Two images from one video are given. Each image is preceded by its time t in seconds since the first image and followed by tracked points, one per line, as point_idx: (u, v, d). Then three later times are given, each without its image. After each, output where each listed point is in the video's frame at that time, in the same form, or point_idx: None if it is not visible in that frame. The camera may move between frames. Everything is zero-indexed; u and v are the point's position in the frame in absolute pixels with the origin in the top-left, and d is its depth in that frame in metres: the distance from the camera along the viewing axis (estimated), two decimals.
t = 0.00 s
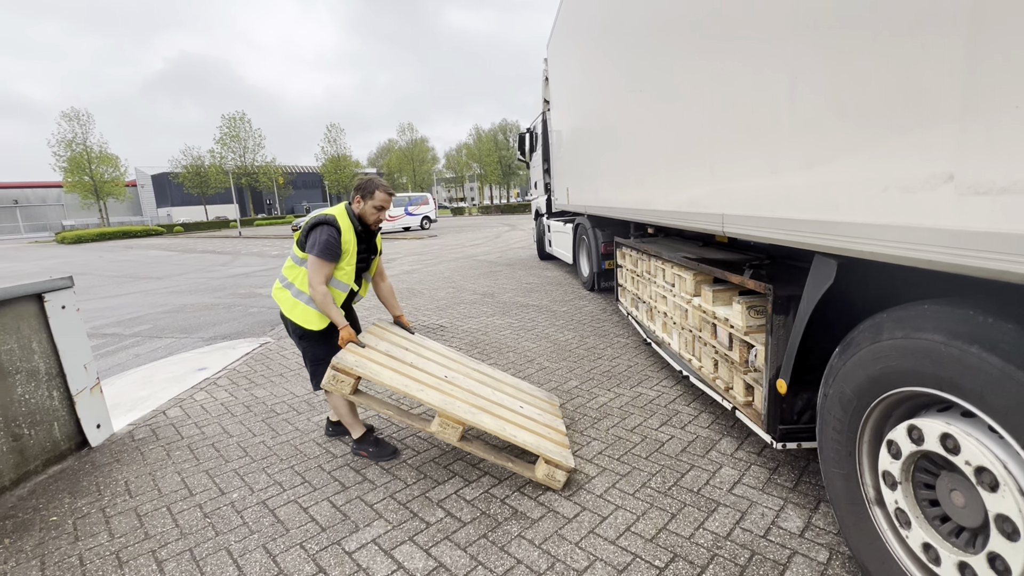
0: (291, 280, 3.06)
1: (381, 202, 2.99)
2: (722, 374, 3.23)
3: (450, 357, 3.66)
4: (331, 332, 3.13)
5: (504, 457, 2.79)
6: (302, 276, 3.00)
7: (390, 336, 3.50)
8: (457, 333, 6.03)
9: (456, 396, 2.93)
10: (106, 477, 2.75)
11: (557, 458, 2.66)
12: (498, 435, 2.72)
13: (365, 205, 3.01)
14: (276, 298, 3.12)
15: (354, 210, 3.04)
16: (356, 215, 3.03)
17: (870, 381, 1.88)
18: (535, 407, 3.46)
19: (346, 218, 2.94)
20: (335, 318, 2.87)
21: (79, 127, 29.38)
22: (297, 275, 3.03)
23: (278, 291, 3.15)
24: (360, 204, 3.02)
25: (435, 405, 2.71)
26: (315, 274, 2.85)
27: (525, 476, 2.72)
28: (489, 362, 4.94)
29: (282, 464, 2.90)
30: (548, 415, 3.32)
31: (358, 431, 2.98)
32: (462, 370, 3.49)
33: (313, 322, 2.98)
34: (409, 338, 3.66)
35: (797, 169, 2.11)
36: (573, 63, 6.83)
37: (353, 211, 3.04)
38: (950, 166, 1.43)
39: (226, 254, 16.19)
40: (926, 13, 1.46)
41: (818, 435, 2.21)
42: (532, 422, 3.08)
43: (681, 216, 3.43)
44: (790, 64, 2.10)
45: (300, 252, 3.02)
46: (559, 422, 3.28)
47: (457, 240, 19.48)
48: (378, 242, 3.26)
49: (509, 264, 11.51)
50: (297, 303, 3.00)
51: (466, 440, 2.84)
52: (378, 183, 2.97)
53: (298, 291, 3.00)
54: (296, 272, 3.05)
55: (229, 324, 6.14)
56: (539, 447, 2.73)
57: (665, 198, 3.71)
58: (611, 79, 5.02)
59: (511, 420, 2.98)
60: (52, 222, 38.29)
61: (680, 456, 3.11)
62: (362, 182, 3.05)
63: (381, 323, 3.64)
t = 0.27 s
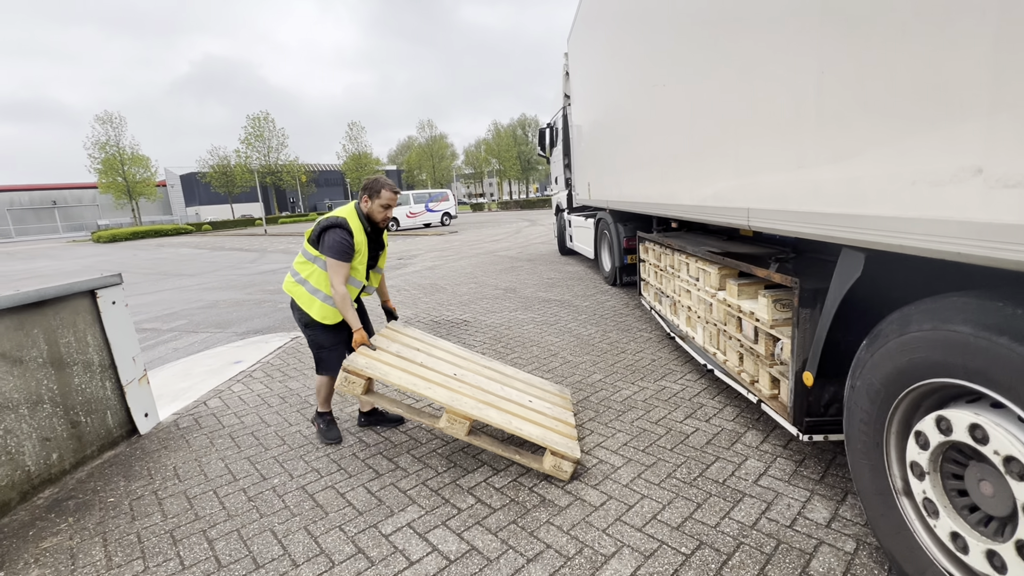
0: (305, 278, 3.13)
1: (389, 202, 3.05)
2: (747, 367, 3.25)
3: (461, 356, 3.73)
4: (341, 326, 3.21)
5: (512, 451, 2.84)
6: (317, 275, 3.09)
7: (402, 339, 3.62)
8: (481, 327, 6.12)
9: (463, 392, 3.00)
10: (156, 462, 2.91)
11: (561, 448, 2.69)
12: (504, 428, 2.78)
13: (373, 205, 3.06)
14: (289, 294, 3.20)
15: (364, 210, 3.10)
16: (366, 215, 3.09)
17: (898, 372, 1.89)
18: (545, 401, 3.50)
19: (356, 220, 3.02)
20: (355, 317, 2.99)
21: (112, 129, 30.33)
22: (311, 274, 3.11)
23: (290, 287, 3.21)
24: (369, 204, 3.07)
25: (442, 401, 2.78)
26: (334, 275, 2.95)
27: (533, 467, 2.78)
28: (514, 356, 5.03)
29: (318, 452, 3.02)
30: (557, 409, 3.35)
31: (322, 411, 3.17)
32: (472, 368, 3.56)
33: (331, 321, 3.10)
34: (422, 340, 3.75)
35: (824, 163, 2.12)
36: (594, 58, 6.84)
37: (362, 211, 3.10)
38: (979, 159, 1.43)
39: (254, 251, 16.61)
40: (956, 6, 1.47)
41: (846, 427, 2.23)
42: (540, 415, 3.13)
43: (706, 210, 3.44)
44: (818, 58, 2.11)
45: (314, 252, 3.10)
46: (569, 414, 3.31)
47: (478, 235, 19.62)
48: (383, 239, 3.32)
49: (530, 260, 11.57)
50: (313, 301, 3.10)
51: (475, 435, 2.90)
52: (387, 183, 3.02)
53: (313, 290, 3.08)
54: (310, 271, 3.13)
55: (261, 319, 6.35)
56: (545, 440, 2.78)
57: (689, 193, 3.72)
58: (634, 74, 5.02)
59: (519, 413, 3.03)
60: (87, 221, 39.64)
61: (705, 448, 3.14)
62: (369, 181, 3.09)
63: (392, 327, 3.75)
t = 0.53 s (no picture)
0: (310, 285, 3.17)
1: (383, 206, 3.10)
2: (768, 360, 3.24)
3: (478, 354, 3.78)
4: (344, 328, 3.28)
5: (533, 445, 2.88)
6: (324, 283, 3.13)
7: (420, 340, 3.69)
8: (500, 322, 6.17)
9: (482, 390, 3.06)
10: (191, 453, 3.02)
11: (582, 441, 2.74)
12: (524, 423, 2.82)
13: (368, 210, 3.09)
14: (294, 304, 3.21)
15: (360, 216, 3.12)
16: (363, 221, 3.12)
17: (923, 363, 1.89)
18: (564, 394, 3.53)
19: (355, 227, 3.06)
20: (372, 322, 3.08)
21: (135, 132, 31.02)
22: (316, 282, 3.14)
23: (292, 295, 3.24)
24: (364, 210, 3.10)
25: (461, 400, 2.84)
26: (346, 284, 3.01)
27: (556, 460, 2.82)
28: (532, 350, 5.08)
29: (344, 444, 3.11)
30: (576, 402, 3.37)
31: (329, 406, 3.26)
32: (489, 365, 3.60)
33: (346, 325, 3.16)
34: (439, 339, 3.81)
35: (847, 154, 2.11)
36: (610, 52, 6.82)
37: (358, 217, 3.13)
38: (1005, 149, 1.42)
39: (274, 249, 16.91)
40: None
41: (870, 418, 2.23)
42: (559, 408, 3.16)
43: (725, 203, 3.44)
44: (840, 48, 2.09)
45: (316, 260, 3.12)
46: (587, 407, 3.32)
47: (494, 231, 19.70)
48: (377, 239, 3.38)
49: (546, 255, 11.58)
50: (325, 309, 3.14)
51: (497, 432, 2.96)
52: (381, 188, 3.06)
53: (321, 298, 3.13)
54: (314, 279, 3.15)
55: (285, 316, 6.49)
56: (566, 433, 2.81)
57: (708, 186, 3.71)
58: (650, 68, 5.00)
59: (538, 408, 3.07)
60: (113, 222, 40.65)
61: (726, 440, 3.15)
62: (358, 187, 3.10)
63: (406, 331, 3.81)
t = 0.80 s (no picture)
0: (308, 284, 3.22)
1: (379, 204, 3.12)
2: (780, 353, 3.23)
3: (476, 351, 3.77)
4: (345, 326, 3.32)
5: (528, 441, 2.87)
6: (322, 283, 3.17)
7: (418, 338, 3.69)
8: (510, 319, 6.19)
9: (478, 387, 3.05)
10: (210, 448, 3.09)
11: (577, 437, 2.73)
12: (519, 419, 2.81)
13: (364, 209, 3.12)
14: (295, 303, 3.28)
15: (356, 216, 3.16)
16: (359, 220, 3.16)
17: (939, 356, 1.88)
18: (562, 391, 3.51)
19: (351, 227, 3.09)
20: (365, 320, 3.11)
21: (149, 134, 31.44)
22: (315, 282, 3.19)
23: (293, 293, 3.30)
24: (359, 209, 3.13)
25: (456, 396, 2.84)
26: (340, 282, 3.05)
27: (551, 456, 2.81)
28: (543, 346, 5.09)
29: (359, 439, 3.15)
30: (573, 399, 3.35)
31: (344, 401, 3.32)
32: (487, 362, 3.59)
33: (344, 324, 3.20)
34: (436, 338, 3.81)
35: (860, 146, 2.10)
36: (618, 46, 6.79)
37: (354, 217, 3.16)
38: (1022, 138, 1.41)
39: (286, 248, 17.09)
40: None
41: (884, 412, 2.22)
42: (556, 405, 3.15)
43: (736, 197, 3.42)
44: (852, 39, 2.08)
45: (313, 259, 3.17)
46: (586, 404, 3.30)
47: (503, 228, 19.73)
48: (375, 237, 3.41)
49: (556, 251, 11.58)
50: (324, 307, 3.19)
51: (491, 428, 2.95)
52: (375, 186, 3.08)
53: (320, 298, 3.18)
54: (313, 279, 3.20)
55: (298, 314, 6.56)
56: (561, 428, 2.79)
57: (719, 179, 3.70)
58: (659, 62, 4.97)
59: (535, 404, 3.06)
60: (128, 223, 41.27)
61: (738, 434, 3.15)
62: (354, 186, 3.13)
63: (405, 329, 3.80)
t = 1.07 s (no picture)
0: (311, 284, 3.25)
1: (383, 205, 3.10)
2: (790, 349, 3.21)
3: (465, 353, 3.71)
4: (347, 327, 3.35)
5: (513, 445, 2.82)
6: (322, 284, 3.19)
7: (407, 343, 3.65)
8: (517, 316, 6.18)
9: (463, 390, 3.01)
10: (221, 447, 3.10)
11: (561, 438, 2.68)
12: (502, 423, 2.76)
13: (367, 210, 3.12)
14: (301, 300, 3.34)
15: (360, 216, 3.16)
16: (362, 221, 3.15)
17: (953, 350, 1.86)
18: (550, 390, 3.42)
19: (352, 229, 3.08)
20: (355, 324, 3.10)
21: (156, 136, 31.64)
22: (316, 282, 3.22)
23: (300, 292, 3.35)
24: (363, 210, 3.13)
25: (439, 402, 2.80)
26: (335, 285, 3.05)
27: (536, 460, 2.76)
28: (551, 343, 5.09)
29: (368, 437, 3.16)
30: (562, 397, 3.28)
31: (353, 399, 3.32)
32: (475, 364, 3.53)
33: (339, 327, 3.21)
34: (424, 342, 3.74)
35: (871, 138, 2.07)
36: (623, 42, 6.76)
37: (358, 217, 3.16)
38: None
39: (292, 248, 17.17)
40: None
41: (897, 407, 2.19)
42: (544, 403, 3.08)
43: (745, 192, 3.39)
44: (862, 31, 2.05)
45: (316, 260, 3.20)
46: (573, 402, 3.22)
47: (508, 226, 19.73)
48: (383, 238, 3.40)
49: (561, 248, 11.56)
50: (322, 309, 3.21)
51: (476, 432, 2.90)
52: (379, 187, 3.06)
53: (320, 299, 3.20)
54: (315, 279, 3.24)
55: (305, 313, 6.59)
56: (545, 430, 2.75)
57: (726, 174, 3.67)
58: (665, 57, 4.94)
59: (521, 405, 3.00)
60: (136, 224, 41.59)
61: (748, 431, 3.13)
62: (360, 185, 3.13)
63: (395, 334, 3.75)
